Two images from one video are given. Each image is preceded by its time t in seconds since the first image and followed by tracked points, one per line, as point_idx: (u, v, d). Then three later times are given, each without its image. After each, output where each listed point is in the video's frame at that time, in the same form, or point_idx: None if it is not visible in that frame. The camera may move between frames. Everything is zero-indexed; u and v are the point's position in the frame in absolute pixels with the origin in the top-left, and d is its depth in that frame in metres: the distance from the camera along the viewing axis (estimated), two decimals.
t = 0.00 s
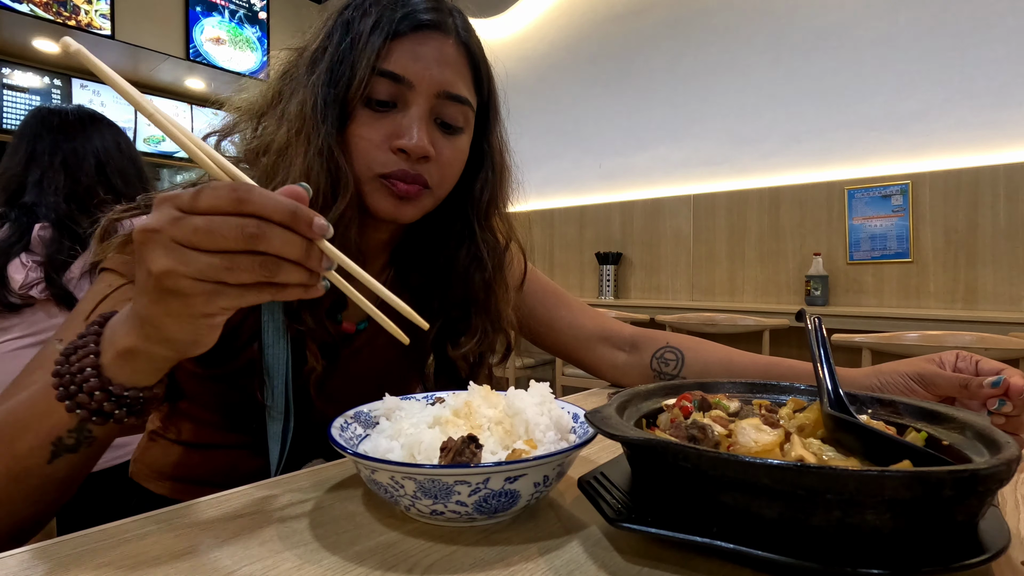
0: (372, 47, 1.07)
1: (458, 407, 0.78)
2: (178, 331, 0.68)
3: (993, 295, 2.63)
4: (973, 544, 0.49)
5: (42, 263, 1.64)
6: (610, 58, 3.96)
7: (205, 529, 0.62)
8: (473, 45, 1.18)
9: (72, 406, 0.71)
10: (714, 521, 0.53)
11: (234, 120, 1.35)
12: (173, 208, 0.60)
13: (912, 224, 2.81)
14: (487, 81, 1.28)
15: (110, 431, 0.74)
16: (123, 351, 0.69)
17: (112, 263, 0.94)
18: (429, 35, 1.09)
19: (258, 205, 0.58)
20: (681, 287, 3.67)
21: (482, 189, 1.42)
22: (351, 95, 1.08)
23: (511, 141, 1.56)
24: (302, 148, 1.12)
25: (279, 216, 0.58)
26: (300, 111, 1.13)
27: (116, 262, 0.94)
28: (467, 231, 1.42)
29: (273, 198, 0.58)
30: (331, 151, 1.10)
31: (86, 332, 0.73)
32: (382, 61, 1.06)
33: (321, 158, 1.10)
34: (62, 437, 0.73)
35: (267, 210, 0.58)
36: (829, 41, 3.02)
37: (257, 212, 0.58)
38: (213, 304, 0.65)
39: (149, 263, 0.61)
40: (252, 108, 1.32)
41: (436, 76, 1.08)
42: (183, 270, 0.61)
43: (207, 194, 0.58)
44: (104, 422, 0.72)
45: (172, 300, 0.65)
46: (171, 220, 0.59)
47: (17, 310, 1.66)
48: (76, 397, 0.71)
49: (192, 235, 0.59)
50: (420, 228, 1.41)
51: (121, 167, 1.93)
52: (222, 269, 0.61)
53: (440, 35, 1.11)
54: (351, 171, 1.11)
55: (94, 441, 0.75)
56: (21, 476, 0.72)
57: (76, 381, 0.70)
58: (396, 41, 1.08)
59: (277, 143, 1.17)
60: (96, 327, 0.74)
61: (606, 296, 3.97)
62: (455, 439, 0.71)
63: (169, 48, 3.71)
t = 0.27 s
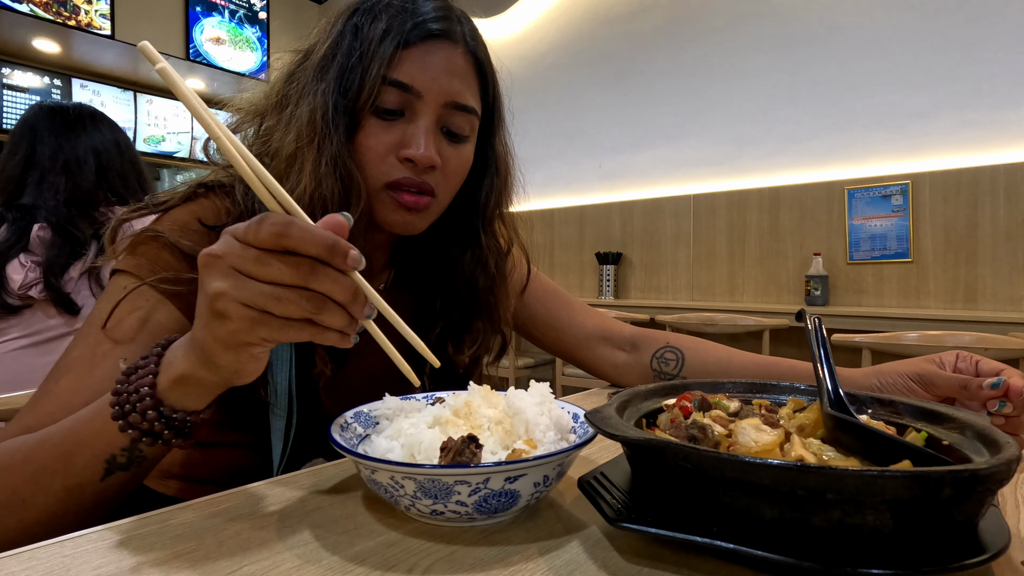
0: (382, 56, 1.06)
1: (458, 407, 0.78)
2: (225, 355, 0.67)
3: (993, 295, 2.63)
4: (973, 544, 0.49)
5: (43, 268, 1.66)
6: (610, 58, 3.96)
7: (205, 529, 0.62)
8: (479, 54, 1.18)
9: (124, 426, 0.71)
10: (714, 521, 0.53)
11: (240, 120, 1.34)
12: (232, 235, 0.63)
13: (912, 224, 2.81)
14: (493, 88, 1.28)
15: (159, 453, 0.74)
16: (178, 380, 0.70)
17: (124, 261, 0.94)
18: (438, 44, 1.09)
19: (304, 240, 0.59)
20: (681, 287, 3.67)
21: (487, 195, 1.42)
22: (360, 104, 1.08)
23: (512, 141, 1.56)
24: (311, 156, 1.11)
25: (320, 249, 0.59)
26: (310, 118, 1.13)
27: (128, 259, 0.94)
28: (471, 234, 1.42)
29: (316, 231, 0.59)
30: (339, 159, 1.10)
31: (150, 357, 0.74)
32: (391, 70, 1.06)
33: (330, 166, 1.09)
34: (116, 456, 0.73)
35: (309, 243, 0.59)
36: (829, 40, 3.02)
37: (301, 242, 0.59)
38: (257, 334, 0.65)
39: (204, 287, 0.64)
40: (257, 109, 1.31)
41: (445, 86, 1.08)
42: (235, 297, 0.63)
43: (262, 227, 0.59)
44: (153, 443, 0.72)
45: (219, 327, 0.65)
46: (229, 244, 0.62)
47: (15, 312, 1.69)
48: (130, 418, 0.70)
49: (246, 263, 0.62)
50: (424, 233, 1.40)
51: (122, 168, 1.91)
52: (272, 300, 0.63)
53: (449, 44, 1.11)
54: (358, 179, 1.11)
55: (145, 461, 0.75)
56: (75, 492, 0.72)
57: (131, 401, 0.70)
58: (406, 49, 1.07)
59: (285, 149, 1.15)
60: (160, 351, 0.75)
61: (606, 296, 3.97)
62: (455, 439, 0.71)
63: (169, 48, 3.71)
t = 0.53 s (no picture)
0: (388, 58, 1.06)
1: (458, 407, 0.78)
2: (239, 393, 0.67)
3: (993, 295, 2.63)
4: (973, 544, 0.49)
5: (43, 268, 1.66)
6: (610, 57, 3.96)
7: (205, 529, 0.62)
8: (483, 57, 1.18)
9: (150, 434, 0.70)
10: (714, 521, 0.53)
11: (244, 118, 1.34)
12: (228, 283, 0.58)
13: (912, 224, 2.81)
14: (497, 90, 1.28)
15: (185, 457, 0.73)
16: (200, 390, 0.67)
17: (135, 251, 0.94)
18: (444, 47, 1.10)
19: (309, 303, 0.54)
20: (681, 287, 3.67)
21: (490, 197, 1.42)
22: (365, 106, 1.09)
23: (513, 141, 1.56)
24: (317, 157, 1.11)
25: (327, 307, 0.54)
26: (315, 119, 1.12)
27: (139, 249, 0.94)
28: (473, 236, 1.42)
29: (323, 288, 0.53)
30: (343, 161, 1.10)
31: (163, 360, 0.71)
32: (397, 72, 1.06)
33: (334, 168, 1.10)
34: (141, 461, 0.73)
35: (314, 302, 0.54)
36: (829, 40, 3.02)
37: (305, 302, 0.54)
38: (268, 378, 0.64)
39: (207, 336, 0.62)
40: (262, 108, 1.31)
41: (450, 90, 1.08)
42: (238, 349, 0.61)
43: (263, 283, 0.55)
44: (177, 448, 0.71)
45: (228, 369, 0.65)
46: (226, 295, 0.58)
47: (15, 312, 1.69)
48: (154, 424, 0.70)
49: (245, 317, 0.58)
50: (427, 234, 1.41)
51: (124, 168, 1.92)
52: (278, 349, 0.61)
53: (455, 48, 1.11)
54: (362, 182, 1.11)
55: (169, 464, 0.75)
56: (95, 494, 0.74)
57: (154, 411, 0.69)
58: (412, 52, 1.07)
59: (290, 152, 1.15)
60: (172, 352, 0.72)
61: (606, 296, 3.97)
62: (455, 439, 0.71)
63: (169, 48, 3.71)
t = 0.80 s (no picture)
0: (392, 61, 1.07)
1: (458, 407, 0.78)
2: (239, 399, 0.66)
3: (993, 295, 2.63)
4: (973, 544, 0.49)
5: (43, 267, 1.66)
6: (610, 57, 3.96)
7: (207, 528, 0.62)
8: (487, 61, 1.18)
9: (153, 428, 0.70)
10: (714, 521, 0.53)
11: (248, 117, 1.34)
12: (237, 298, 0.58)
13: (912, 224, 2.81)
14: (500, 93, 1.28)
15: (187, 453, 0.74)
16: (201, 388, 0.67)
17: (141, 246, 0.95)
18: (448, 52, 1.10)
19: (323, 325, 0.55)
20: (681, 287, 3.67)
21: (491, 198, 1.42)
22: (368, 108, 1.09)
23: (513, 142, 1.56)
24: (319, 157, 1.10)
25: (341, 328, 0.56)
26: (318, 120, 1.12)
27: (145, 245, 0.95)
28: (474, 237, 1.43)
29: (339, 314, 0.55)
30: (346, 162, 1.10)
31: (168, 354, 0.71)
32: (401, 76, 1.07)
33: (337, 169, 1.10)
34: (145, 455, 0.74)
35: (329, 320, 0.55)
36: (828, 40, 3.02)
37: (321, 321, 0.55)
38: (268, 392, 0.64)
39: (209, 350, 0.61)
40: (266, 107, 1.31)
41: (454, 94, 1.09)
42: (240, 365, 0.61)
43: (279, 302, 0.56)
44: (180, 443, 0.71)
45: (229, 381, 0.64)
46: (233, 310, 0.58)
47: (15, 312, 1.69)
48: (157, 420, 0.69)
49: (251, 333, 0.58)
50: (428, 234, 1.41)
51: (123, 167, 1.92)
52: (280, 367, 0.61)
53: (459, 53, 1.11)
54: (364, 183, 1.11)
55: (172, 460, 0.76)
56: (98, 490, 0.74)
57: (158, 406, 0.69)
58: (416, 55, 1.07)
59: (292, 152, 1.15)
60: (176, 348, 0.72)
61: (606, 296, 3.97)
62: (455, 439, 0.71)
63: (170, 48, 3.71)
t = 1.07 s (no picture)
0: (391, 62, 1.07)
1: (458, 407, 0.77)
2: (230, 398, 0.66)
3: (993, 295, 2.63)
4: (973, 544, 0.49)
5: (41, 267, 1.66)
6: (610, 57, 3.96)
7: (206, 528, 0.62)
8: (485, 62, 1.19)
9: (144, 426, 0.69)
10: (714, 521, 0.53)
11: (249, 117, 1.34)
12: (224, 296, 0.58)
13: (912, 224, 2.81)
14: (497, 92, 1.28)
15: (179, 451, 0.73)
16: (191, 386, 0.67)
17: (141, 247, 0.95)
18: (447, 52, 1.10)
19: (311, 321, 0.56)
20: (681, 287, 3.67)
21: (490, 197, 1.42)
22: (368, 109, 1.09)
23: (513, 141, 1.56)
24: (320, 158, 1.10)
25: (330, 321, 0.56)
26: (319, 121, 1.12)
27: (144, 245, 0.95)
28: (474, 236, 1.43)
29: (327, 308, 0.56)
30: (348, 162, 1.10)
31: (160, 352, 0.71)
32: (400, 77, 1.07)
33: (338, 169, 1.10)
34: (137, 453, 0.74)
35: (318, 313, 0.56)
36: (828, 40, 3.02)
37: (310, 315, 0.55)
38: (257, 390, 0.64)
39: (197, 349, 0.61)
40: (267, 108, 1.31)
41: (452, 94, 1.09)
42: (227, 362, 0.61)
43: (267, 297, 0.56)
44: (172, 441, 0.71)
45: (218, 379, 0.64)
46: (219, 309, 0.58)
47: (15, 312, 1.69)
48: (149, 417, 0.69)
49: (238, 330, 0.58)
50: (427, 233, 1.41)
51: (120, 166, 1.92)
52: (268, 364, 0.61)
53: (457, 54, 1.11)
54: (364, 184, 1.12)
55: (164, 458, 0.76)
56: (95, 487, 0.74)
57: (149, 405, 0.68)
58: (415, 56, 1.07)
59: (293, 152, 1.15)
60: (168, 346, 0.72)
61: (606, 296, 3.97)
62: (455, 439, 0.71)
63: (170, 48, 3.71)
